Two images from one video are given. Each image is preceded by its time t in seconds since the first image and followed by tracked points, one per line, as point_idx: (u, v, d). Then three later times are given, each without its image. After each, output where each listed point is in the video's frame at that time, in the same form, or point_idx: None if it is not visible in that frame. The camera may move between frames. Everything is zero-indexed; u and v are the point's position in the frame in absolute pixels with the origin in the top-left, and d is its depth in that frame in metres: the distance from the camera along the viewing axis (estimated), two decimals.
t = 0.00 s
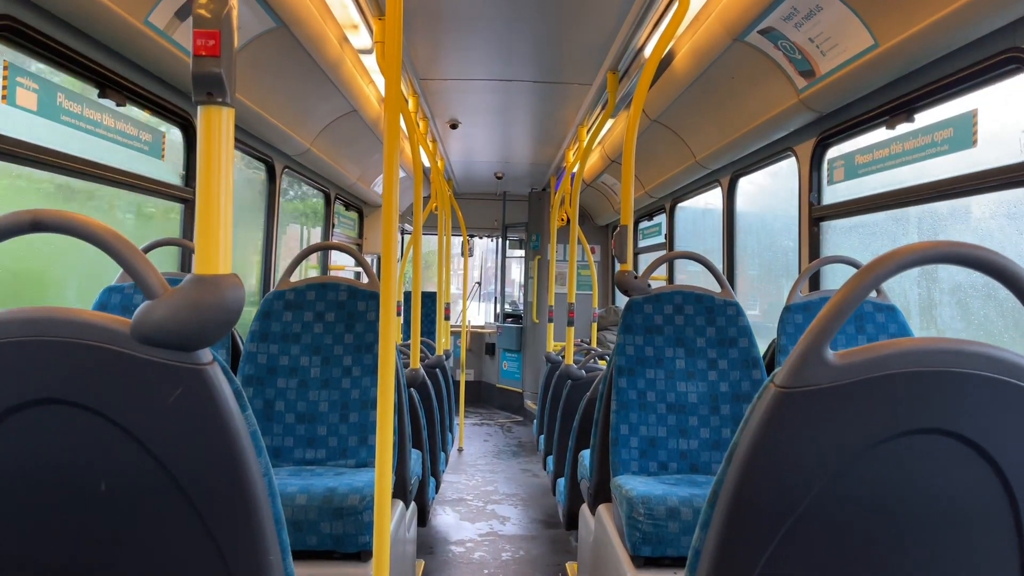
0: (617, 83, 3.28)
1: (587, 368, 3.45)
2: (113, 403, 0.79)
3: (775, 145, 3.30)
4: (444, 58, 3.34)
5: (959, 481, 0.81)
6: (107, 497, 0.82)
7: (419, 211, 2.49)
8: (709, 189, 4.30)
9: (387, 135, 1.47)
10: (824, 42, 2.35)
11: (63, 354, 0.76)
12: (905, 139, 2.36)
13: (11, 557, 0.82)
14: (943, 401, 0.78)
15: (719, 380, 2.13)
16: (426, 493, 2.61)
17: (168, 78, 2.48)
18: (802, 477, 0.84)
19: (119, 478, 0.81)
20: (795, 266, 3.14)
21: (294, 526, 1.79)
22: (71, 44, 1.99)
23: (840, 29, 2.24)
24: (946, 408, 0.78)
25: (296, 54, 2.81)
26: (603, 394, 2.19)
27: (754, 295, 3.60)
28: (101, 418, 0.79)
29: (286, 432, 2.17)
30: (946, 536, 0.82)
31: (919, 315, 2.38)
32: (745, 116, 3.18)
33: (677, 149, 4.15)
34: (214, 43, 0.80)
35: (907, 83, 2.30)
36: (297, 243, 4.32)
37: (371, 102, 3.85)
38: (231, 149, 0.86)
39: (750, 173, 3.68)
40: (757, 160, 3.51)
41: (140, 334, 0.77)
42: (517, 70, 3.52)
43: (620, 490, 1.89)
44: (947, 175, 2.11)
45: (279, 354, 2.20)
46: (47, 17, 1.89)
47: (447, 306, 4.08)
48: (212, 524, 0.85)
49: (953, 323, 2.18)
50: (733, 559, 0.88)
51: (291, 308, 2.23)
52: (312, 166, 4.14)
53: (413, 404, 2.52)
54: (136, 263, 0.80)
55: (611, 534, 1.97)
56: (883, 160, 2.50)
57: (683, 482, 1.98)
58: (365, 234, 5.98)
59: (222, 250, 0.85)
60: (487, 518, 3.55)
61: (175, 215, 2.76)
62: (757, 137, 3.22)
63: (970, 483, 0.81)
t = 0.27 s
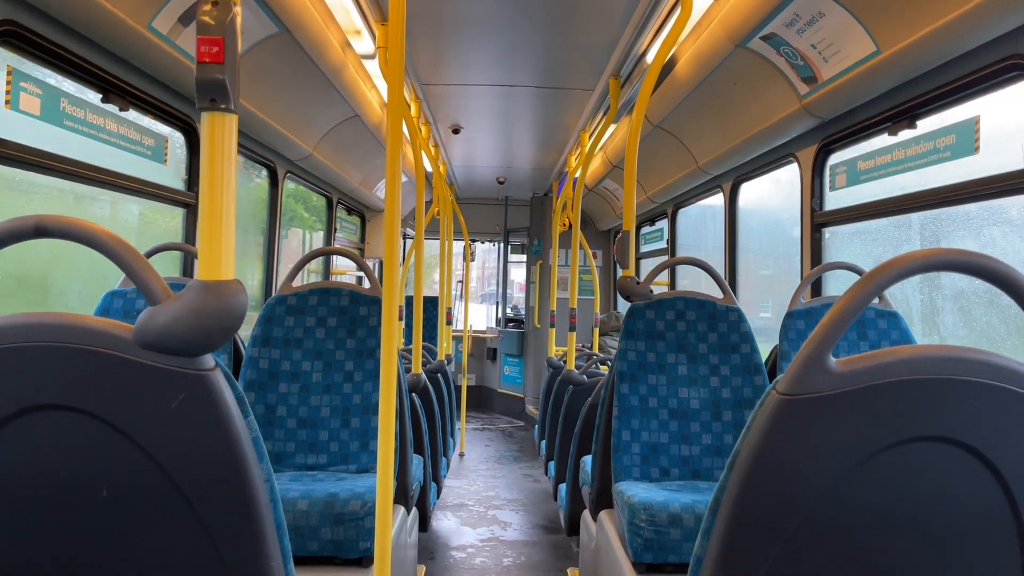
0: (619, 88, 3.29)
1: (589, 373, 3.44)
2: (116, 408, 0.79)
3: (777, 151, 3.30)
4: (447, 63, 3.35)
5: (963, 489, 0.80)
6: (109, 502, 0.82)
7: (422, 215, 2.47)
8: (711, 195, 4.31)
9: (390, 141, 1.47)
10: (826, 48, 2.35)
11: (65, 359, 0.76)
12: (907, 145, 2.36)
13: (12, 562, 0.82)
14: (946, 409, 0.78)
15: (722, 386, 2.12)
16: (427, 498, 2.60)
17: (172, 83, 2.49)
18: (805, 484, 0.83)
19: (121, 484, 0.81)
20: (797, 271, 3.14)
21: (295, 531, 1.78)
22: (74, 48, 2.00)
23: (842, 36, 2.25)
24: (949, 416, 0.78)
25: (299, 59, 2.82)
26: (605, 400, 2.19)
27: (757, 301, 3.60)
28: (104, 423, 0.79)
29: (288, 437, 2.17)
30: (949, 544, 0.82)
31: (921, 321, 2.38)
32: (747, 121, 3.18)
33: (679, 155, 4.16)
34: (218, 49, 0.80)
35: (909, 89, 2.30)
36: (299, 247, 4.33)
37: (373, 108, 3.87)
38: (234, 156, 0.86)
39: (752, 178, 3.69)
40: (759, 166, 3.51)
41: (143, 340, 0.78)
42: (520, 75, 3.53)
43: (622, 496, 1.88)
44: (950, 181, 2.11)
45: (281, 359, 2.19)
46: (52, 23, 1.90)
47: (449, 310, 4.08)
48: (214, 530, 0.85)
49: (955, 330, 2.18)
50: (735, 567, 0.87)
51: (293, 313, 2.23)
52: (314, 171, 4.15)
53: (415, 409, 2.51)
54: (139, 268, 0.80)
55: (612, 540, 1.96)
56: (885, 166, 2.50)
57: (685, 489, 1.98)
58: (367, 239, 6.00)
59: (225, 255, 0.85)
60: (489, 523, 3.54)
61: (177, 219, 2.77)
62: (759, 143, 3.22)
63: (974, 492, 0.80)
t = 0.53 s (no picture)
0: (624, 85, 3.27)
1: (593, 370, 3.44)
2: (122, 405, 0.79)
3: (782, 147, 3.28)
4: (451, 60, 3.34)
5: (973, 488, 0.80)
6: (116, 499, 0.82)
7: (427, 212, 2.47)
8: (716, 191, 4.29)
9: (394, 138, 1.47)
10: (832, 44, 2.34)
11: (72, 356, 0.77)
12: (914, 141, 2.35)
13: (20, 560, 0.82)
14: (956, 406, 0.77)
15: (727, 383, 2.11)
16: (432, 495, 2.61)
17: (176, 80, 2.49)
18: (812, 483, 0.83)
19: (127, 482, 0.82)
20: (802, 268, 3.13)
21: (301, 528, 1.79)
22: (78, 45, 2.00)
23: (848, 32, 2.23)
24: (958, 414, 0.77)
25: (304, 56, 2.82)
26: (610, 397, 2.18)
27: (762, 298, 3.59)
28: (110, 420, 0.79)
29: (293, 434, 2.18)
30: (958, 543, 0.82)
31: (928, 318, 2.37)
32: (752, 118, 3.17)
33: (684, 151, 4.15)
34: (224, 45, 0.80)
35: (916, 85, 2.28)
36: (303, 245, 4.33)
37: (377, 105, 3.87)
38: (240, 152, 0.86)
39: (757, 175, 3.67)
40: (765, 162, 3.50)
41: (149, 337, 0.78)
42: (524, 72, 3.52)
43: (626, 493, 1.88)
44: (957, 177, 2.10)
45: (286, 356, 2.20)
46: (56, 20, 1.90)
47: (453, 307, 4.09)
48: (220, 527, 0.85)
49: (962, 327, 2.16)
50: (741, 565, 0.87)
51: (298, 310, 2.23)
52: (319, 168, 4.15)
53: (419, 406, 2.52)
54: (145, 265, 0.80)
55: (617, 537, 1.96)
56: (891, 163, 2.48)
57: (690, 486, 1.97)
58: (371, 236, 6.00)
59: (231, 252, 0.85)
60: (493, 520, 3.55)
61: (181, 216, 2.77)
62: (764, 140, 3.21)
63: (984, 491, 0.80)
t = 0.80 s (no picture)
0: (629, 82, 3.27)
1: (598, 367, 3.44)
2: (135, 398, 0.79)
3: (788, 145, 3.28)
4: (456, 57, 3.34)
5: (982, 484, 0.80)
6: (128, 493, 0.82)
7: (431, 209, 2.48)
8: (720, 189, 4.29)
9: (401, 134, 1.47)
10: (838, 42, 2.33)
11: (86, 350, 0.77)
12: (920, 139, 2.34)
13: (34, 552, 0.83)
14: (966, 402, 0.77)
15: (732, 381, 2.11)
16: (436, 492, 2.61)
17: (182, 77, 2.49)
18: (821, 478, 0.83)
19: (140, 475, 0.82)
20: (807, 267, 3.13)
21: (307, 524, 1.80)
22: (85, 41, 2.01)
23: (854, 29, 2.23)
24: (969, 410, 0.77)
25: (309, 53, 2.82)
26: (615, 394, 2.19)
27: (766, 296, 3.58)
28: (123, 414, 0.80)
29: (299, 430, 2.18)
30: (967, 538, 0.82)
31: (933, 317, 2.36)
32: (757, 115, 3.16)
33: (689, 149, 4.14)
34: (236, 41, 0.80)
35: (923, 82, 2.28)
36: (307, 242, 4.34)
37: (382, 102, 3.87)
38: (251, 148, 0.86)
39: (762, 173, 3.66)
40: (770, 160, 3.49)
41: (161, 331, 0.78)
42: (528, 70, 3.52)
43: (632, 490, 1.88)
44: (964, 175, 2.09)
45: (292, 352, 2.21)
46: (63, 16, 1.91)
47: (457, 305, 4.09)
48: (231, 521, 0.86)
49: (967, 323, 2.16)
50: (749, 561, 0.87)
51: (304, 307, 2.24)
52: (323, 165, 4.16)
53: (424, 403, 2.52)
54: (157, 259, 0.80)
55: (622, 533, 1.97)
56: (897, 161, 2.48)
57: (695, 483, 1.97)
58: (375, 233, 6.01)
59: (243, 247, 0.85)
60: (497, 517, 3.56)
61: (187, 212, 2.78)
62: (770, 137, 3.20)
63: (993, 487, 0.80)
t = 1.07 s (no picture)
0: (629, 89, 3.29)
1: (598, 373, 3.43)
2: (131, 405, 0.79)
3: (788, 151, 3.28)
4: (457, 63, 3.36)
5: (980, 492, 0.79)
6: (124, 499, 0.82)
7: (431, 214, 2.45)
8: (720, 195, 4.29)
9: (400, 141, 1.47)
10: (838, 48, 2.34)
11: (83, 357, 0.77)
12: (920, 145, 2.34)
13: (31, 559, 0.83)
14: (964, 410, 0.77)
15: (732, 388, 2.11)
16: (436, 498, 2.61)
17: (184, 84, 2.51)
18: (820, 486, 0.83)
19: (136, 482, 0.82)
20: (807, 273, 3.12)
21: (306, 530, 1.79)
22: (86, 48, 2.03)
23: (854, 36, 2.23)
24: (967, 418, 0.77)
25: (310, 59, 2.84)
26: (615, 401, 2.18)
27: (767, 303, 3.58)
28: (119, 420, 0.80)
29: (298, 436, 2.18)
30: (967, 547, 0.81)
31: (933, 323, 2.36)
32: (758, 122, 3.17)
33: (689, 155, 4.15)
34: (234, 48, 0.81)
35: (922, 89, 2.28)
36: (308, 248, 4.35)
37: (383, 108, 3.89)
38: (249, 155, 0.87)
39: (763, 179, 3.67)
40: (770, 166, 3.49)
41: (159, 337, 0.78)
42: (529, 76, 3.53)
43: (631, 497, 1.87)
44: (964, 181, 2.09)
45: (291, 358, 2.21)
46: (65, 23, 1.92)
47: (457, 311, 4.09)
48: (227, 527, 0.86)
49: (968, 330, 2.15)
50: (747, 569, 0.87)
51: (304, 312, 2.24)
52: (325, 171, 4.17)
53: (424, 409, 2.52)
54: (155, 266, 0.80)
55: (622, 541, 1.96)
56: (897, 167, 2.48)
57: (695, 490, 1.97)
58: (376, 239, 6.02)
59: (240, 254, 0.85)
60: (497, 523, 3.54)
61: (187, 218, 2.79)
62: (770, 144, 3.20)
63: (992, 495, 0.79)
